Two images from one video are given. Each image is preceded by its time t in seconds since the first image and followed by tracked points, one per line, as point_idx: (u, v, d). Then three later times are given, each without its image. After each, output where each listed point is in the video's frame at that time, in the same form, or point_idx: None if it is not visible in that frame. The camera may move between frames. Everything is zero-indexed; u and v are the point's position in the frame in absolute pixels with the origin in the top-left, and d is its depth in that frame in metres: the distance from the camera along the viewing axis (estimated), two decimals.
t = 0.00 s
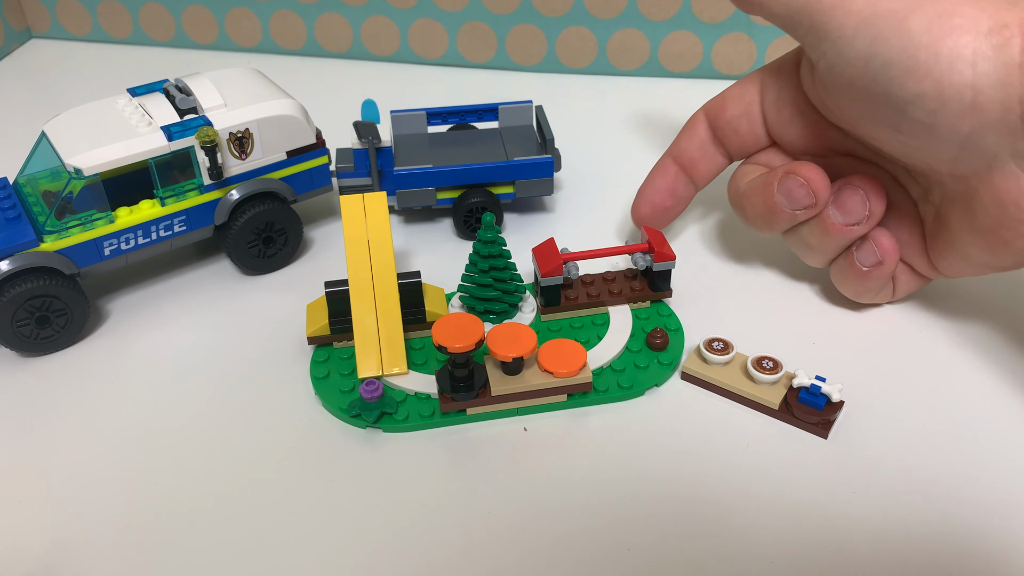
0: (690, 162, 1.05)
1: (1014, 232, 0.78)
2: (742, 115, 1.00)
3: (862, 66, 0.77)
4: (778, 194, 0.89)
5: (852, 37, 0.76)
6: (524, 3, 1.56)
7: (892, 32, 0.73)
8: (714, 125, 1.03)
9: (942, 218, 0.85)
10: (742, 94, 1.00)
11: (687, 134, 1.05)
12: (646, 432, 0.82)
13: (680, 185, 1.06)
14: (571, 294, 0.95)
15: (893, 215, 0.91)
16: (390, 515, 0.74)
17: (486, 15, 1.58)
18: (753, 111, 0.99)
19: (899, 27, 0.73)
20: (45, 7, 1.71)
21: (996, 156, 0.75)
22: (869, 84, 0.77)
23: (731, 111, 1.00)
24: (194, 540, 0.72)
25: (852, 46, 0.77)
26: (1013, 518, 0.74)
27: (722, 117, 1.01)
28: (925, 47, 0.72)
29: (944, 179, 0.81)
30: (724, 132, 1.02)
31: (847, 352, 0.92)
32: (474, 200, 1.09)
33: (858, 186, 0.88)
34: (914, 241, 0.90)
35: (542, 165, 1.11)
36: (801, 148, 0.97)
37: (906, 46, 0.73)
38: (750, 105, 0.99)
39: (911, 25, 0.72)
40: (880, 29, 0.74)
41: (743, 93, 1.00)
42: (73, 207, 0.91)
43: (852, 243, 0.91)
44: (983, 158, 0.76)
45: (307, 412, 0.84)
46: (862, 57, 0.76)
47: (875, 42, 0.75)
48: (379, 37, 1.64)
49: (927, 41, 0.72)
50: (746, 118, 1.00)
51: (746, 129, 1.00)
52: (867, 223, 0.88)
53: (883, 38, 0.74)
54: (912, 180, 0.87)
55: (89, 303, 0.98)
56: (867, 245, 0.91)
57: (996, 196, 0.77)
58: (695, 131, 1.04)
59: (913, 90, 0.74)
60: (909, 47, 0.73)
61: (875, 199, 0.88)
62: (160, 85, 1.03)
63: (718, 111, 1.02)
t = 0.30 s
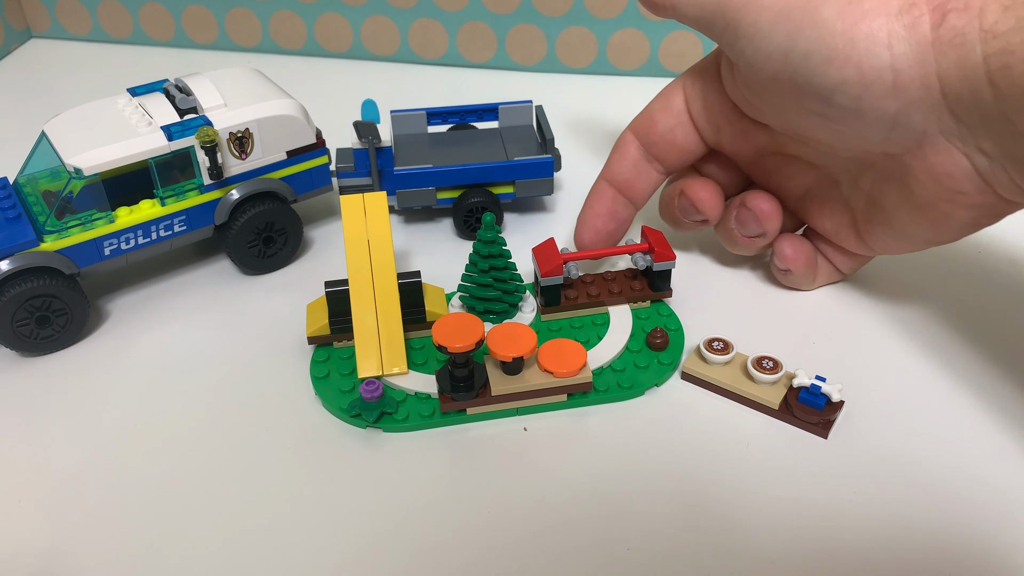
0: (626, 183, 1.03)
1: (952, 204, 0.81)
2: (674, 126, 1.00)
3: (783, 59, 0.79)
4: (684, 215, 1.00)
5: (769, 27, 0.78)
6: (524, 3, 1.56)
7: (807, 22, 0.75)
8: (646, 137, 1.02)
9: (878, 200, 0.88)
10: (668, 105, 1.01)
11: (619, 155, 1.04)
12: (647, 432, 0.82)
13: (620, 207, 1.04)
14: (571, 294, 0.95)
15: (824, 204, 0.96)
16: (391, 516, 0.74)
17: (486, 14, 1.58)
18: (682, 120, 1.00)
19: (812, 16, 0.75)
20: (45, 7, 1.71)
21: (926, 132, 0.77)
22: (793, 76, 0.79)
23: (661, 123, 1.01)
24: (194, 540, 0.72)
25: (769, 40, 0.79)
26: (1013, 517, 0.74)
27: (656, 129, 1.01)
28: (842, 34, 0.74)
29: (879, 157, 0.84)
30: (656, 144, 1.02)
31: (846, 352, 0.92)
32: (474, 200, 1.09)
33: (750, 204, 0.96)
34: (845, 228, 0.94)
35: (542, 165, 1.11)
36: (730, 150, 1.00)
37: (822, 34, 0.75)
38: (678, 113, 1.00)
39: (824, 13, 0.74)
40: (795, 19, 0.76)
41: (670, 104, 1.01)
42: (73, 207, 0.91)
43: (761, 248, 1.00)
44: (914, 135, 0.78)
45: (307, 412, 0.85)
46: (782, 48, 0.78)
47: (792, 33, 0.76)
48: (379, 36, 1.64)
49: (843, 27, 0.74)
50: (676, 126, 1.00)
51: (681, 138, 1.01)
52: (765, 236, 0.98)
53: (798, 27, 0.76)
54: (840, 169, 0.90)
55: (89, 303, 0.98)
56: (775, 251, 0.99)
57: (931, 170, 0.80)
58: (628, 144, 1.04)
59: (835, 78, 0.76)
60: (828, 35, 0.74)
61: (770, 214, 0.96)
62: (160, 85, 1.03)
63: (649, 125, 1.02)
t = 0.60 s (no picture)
0: (614, 198, 1.03)
1: (928, 198, 0.81)
2: (652, 139, 1.00)
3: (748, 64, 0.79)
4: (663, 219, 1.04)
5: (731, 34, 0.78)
6: (524, 3, 1.56)
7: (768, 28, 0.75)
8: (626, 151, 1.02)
9: (855, 197, 0.88)
10: (644, 119, 1.01)
11: (602, 172, 1.03)
12: (647, 432, 0.82)
13: (613, 220, 1.03)
14: (571, 294, 0.95)
15: (806, 202, 0.95)
16: (390, 515, 0.74)
17: (486, 14, 1.58)
18: (660, 133, 1.00)
19: (772, 22, 0.75)
20: (45, 7, 1.71)
21: (896, 131, 0.78)
22: (760, 82, 0.80)
23: (640, 137, 1.01)
24: (193, 540, 0.72)
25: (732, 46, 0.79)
26: (1013, 518, 0.74)
27: (635, 143, 1.01)
28: (803, 39, 0.74)
29: (853, 156, 0.84)
30: (636, 157, 1.02)
31: (846, 352, 0.92)
32: (474, 200, 1.09)
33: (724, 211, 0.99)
34: (827, 224, 0.94)
35: (542, 165, 1.11)
36: (710, 156, 1.00)
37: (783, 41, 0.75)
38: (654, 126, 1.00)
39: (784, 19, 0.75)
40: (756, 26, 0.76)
41: (645, 118, 1.01)
42: (73, 207, 0.91)
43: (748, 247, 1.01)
44: (884, 135, 0.79)
45: (307, 412, 0.84)
46: (745, 53, 0.78)
47: (755, 39, 0.77)
48: (379, 37, 1.64)
49: (804, 33, 0.74)
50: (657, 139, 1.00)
51: (661, 151, 1.01)
52: (743, 240, 1.00)
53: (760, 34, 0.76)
54: (816, 168, 0.90)
55: (89, 303, 0.98)
56: (767, 250, 0.99)
57: (905, 167, 0.80)
58: (609, 161, 1.03)
59: (799, 83, 0.77)
60: (790, 41, 0.75)
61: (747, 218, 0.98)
62: (160, 85, 1.03)
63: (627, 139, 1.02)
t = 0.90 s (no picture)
0: (613, 203, 1.02)
1: (924, 201, 0.81)
2: (650, 145, 1.00)
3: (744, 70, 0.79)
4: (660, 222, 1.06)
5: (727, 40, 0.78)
6: (524, 2, 1.56)
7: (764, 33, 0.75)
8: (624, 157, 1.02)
9: (852, 200, 0.88)
10: (641, 124, 1.00)
11: (600, 178, 1.03)
12: (647, 432, 0.82)
13: (615, 225, 1.02)
14: (571, 294, 0.95)
15: (803, 204, 0.96)
16: (390, 515, 0.74)
17: (486, 14, 1.58)
18: (657, 138, 1.00)
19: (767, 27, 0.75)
20: (44, 7, 1.71)
21: (892, 134, 0.78)
22: (757, 87, 0.79)
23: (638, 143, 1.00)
24: (194, 540, 0.72)
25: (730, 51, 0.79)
26: (1013, 518, 0.74)
27: (633, 149, 1.00)
28: (799, 44, 0.74)
29: (849, 158, 0.84)
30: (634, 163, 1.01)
31: (846, 352, 0.92)
32: (474, 200, 1.09)
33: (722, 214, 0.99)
34: (824, 226, 0.95)
35: (542, 165, 1.11)
36: (706, 161, 1.00)
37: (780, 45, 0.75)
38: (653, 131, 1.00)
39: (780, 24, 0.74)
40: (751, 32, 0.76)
41: (642, 124, 1.00)
42: (73, 207, 0.91)
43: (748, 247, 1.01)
44: (880, 138, 0.79)
45: (307, 411, 0.85)
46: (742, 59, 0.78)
47: (751, 43, 0.77)
48: (379, 36, 1.64)
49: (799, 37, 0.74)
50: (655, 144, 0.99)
51: (659, 156, 1.00)
52: (740, 242, 1.01)
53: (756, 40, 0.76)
54: (812, 171, 0.90)
55: (89, 303, 0.98)
56: (769, 248, 0.99)
57: (901, 170, 0.80)
58: (607, 168, 1.03)
59: (796, 88, 0.77)
60: (786, 45, 0.75)
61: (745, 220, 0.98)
62: (160, 85, 1.03)
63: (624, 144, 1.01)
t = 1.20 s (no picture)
0: (620, 168, 1.03)
1: (940, 198, 0.81)
2: (660, 122, 1.01)
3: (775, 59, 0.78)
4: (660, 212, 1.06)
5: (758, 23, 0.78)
6: (524, 3, 1.56)
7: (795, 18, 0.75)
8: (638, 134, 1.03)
9: (864, 196, 0.88)
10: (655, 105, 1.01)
11: (609, 144, 1.04)
12: (647, 432, 0.82)
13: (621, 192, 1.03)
14: (571, 294, 0.95)
15: (809, 202, 0.96)
16: (390, 516, 0.74)
17: (486, 14, 1.58)
18: (669, 117, 1.01)
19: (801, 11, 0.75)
20: (44, 7, 1.71)
21: (915, 126, 0.77)
22: (782, 71, 0.79)
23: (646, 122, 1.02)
24: (194, 540, 0.72)
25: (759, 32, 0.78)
26: (1013, 518, 0.74)
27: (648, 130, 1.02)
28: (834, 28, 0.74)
29: (866, 153, 0.84)
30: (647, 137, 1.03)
31: (846, 351, 0.92)
32: (474, 200, 1.09)
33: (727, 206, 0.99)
34: (830, 226, 0.95)
35: (542, 165, 1.11)
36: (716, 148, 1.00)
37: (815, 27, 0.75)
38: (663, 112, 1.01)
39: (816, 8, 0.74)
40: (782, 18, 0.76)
41: (655, 100, 1.01)
42: (73, 207, 0.91)
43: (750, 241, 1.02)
44: (902, 130, 0.78)
45: (307, 411, 0.85)
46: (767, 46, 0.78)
47: (781, 27, 0.76)
48: (379, 36, 1.64)
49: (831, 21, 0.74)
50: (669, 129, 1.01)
51: (667, 135, 1.02)
52: (741, 239, 1.01)
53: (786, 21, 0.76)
54: (823, 167, 0.90)
55: (89, 302, 0.98)
56: (774, 244, 0.99)
57: (920, 164, 0.79)
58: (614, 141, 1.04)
59: (824, 71, 0.76)
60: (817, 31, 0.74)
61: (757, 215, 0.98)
62: (160, 85, 1.03)
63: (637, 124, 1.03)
